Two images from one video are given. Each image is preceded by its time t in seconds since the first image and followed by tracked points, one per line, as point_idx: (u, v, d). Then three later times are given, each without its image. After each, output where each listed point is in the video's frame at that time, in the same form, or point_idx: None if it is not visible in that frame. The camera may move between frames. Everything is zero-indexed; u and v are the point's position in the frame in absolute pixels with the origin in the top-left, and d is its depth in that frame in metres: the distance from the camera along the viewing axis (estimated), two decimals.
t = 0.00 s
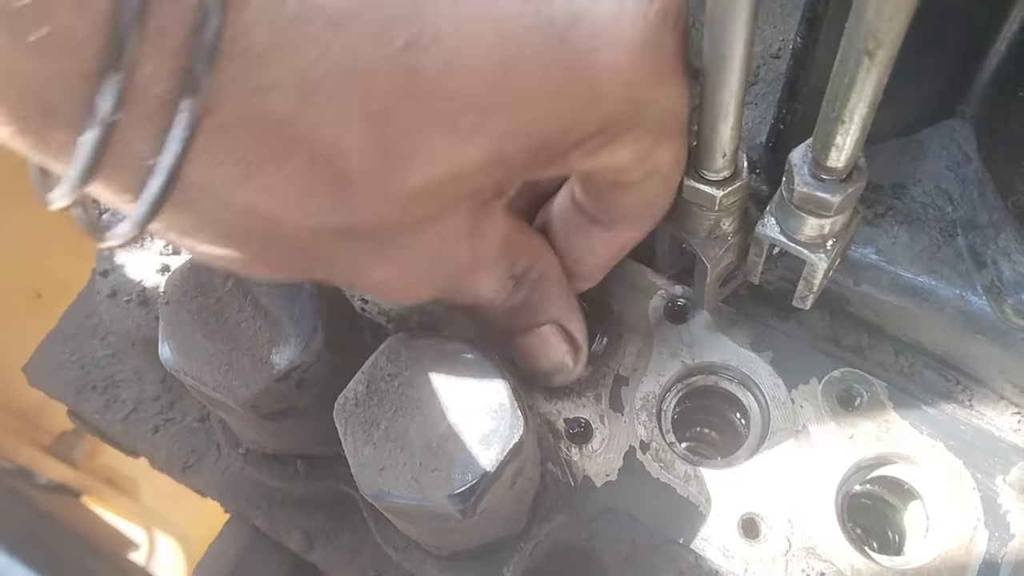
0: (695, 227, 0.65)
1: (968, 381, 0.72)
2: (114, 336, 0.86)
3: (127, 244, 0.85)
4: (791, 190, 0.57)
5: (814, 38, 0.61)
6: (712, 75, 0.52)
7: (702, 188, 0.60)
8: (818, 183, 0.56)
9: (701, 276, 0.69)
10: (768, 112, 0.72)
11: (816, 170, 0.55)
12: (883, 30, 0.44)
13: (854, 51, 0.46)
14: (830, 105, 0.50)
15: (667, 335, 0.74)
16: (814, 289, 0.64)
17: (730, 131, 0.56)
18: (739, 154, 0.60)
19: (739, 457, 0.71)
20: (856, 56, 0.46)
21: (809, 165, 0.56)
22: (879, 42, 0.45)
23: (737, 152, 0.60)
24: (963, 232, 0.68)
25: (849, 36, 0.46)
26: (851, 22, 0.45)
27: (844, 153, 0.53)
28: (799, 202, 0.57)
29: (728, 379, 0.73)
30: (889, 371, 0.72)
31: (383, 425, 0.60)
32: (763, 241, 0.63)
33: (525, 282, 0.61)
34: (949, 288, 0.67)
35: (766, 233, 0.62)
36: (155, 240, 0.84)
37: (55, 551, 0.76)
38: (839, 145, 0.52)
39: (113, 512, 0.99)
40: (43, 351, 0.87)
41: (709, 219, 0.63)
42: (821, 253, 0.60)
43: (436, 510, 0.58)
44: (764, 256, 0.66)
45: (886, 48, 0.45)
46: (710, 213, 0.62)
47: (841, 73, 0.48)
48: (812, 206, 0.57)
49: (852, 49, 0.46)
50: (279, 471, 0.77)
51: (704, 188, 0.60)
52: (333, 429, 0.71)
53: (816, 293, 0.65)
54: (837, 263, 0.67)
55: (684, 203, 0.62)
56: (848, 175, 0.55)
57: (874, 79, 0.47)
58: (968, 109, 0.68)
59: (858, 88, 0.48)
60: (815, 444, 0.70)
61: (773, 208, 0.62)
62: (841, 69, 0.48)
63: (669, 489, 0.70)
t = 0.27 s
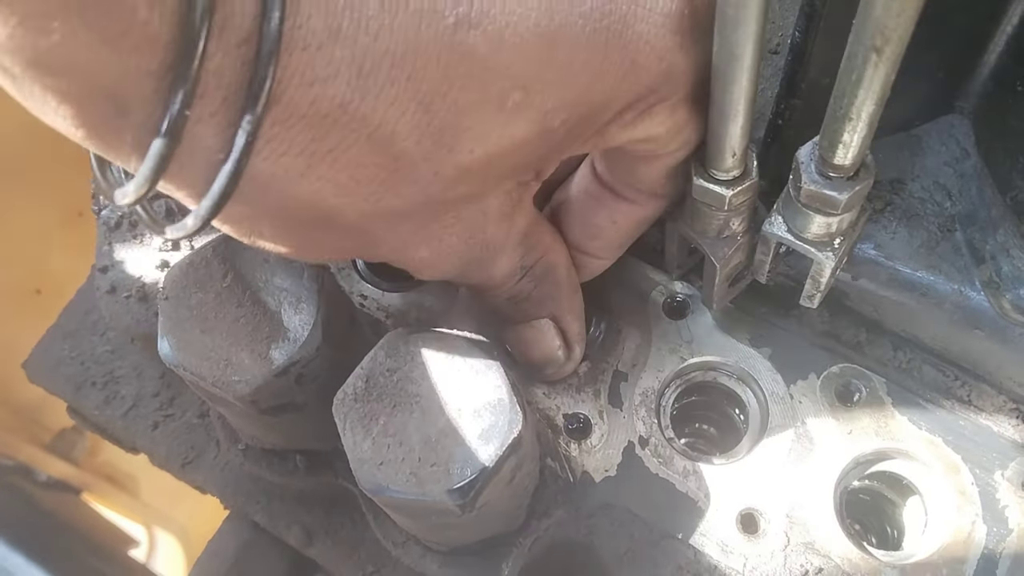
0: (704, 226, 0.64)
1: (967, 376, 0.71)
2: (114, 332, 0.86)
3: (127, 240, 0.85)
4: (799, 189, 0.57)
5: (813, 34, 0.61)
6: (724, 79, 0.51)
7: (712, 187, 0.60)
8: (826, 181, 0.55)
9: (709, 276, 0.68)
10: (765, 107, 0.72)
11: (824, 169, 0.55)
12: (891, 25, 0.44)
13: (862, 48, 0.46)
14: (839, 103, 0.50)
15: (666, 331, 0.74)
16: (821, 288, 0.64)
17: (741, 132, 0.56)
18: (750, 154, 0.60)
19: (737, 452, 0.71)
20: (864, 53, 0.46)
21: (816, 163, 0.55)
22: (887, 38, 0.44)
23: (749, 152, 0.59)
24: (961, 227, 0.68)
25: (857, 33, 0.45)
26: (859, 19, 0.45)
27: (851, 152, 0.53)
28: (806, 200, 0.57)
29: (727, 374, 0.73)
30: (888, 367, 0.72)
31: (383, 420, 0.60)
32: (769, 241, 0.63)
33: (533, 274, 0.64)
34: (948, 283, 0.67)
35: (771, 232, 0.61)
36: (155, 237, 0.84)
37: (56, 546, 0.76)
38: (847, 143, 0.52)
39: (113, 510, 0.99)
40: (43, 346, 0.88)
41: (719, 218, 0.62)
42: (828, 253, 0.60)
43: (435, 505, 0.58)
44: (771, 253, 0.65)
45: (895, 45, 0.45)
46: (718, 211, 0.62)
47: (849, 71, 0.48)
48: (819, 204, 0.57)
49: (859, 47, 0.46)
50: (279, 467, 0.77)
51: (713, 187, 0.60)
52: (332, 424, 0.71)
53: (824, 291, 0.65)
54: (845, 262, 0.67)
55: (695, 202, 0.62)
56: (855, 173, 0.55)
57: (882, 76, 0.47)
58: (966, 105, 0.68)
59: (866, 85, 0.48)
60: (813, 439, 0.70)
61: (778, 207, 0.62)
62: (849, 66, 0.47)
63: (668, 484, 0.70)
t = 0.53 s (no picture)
0: (703, 264, 0.64)
1: (968, 374, 0.72)
2: (116, 331, 0.86)
3: (128, 239, 0.85)
4: (809, 191, 0.58)
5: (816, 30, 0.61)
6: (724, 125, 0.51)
7: (710, 225, 0.59)
8: (838, 184, 0.56)
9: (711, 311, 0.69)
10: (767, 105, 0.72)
11: (835, 172, 0.55)
12: (903, 30, 0.44)
13: (874, 51, 0.46)
14: (851, 108, 0.50)
15: (668, 330, 0.74)
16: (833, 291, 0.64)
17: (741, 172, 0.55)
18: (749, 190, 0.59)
19: (739, 451, 0.71)
20: (877, 57, 0.46)
21: (827, 165, 0.56)
22: (900, 42, 0.45)
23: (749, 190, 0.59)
24: (963, 226, 0.68)
25: (870, 37, 0.45)
26: (873, 24, 0.45)
27: (864, 155, 0.53)
28: (817, 202, 0.57)
29: (729, 373, 0.73)
30: (889, 365, 0.73)
31: (386, 418, 0.60)
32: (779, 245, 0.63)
33: (548, 246, 0.63)
34: (950, 282, 0.67)
35: (782, 236, 0.62)
36: (157, 235, 0.84)
37: (60, 543, 0.76)
38: (859, 146, 0.52)
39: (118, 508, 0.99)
40: (46, 345, 0.88)
41: (717, 255, 0.62)
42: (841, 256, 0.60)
43: (439, 503, 0.59)
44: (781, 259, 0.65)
45: (908, 49, 0.45)
46: (717, 249, 0.61)
47: (861, 74, 0.48)
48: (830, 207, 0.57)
49: (872, 50, 0.46)
50: (281, 465, 0.77)
51: (711, 225, 0.59)
52: (335, 422, 0.72)
53: (834, 293, 0.64)
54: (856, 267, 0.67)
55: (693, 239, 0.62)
56: (867, 176, 0.55)
57: (894, 78, 0.47)
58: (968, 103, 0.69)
59: (877, 89, 0.48)
60: (816, 438, 0.71)
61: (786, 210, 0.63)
62: (862, 69, 0.47)
63: (670, 483, 0.70)
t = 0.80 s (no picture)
0: (691, 252, 0.64)
1: (962, 374, 0.72)
2: (114, 330, 0.86)
3: (127, 239, 0.85)
4: (803, 191, 0.58)
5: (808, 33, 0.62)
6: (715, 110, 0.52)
7: (700, 215, 0.60)
8: (830, 184, 0.56)
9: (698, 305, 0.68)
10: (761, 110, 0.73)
11: (829, 172, 0.55)
12: (897, 30, 0.44)
13: (866, 52, 0.46)
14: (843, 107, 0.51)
15: (663, 331, 0.75)
16: (825, 289, 0.64)
17: (728, 160, 0.56)
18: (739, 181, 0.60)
19: (735, 450, 0.71)
20: (868, 57, 0.46)
21: (821, 166, 0.56)
22: (891, 42, 0.45)
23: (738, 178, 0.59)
24: (957, 225, 0.67)
25: (862, 37, 0.46)
26: (865, 26, 0.45)
27: (857, 154, 0.53)
28: (811, 202, 0.57)
29: (725, 372, 0.73)
30: (884, 365, 0.73)
31: (382, 417, 0.60)
32: (770, 243, 0.64)
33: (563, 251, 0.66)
34: (945, 281, 0.67)
35: (774, 234, 0.62)
36: (155, 235, 0.84)
37: (59, 541, 0.76)
38: (852, 146, 0.53)
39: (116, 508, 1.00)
40: (44, 344, 0.88)
41: (706, 245, 0.62)
42: (832, 255, 0.61)
43: (434, 501, 0.59)
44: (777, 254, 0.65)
45: (899, 49, 0.46)
46: (706, 238, 0.62)
47: (851, 74, 0.48)
48: (824, 206, 0.57)
49: (864, 50, 0.46)
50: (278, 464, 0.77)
51: (703, 215, 0.60)
52: (332, 421, 0.72)
53: (827, 294, 0.65)
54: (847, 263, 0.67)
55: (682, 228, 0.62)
56: (860, 176, 0.56)
57: (886, 80, 0.48)
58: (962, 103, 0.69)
59: (870, 90, 0.48)
60: (811, 437, 0.71)
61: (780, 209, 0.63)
62: (853, 70, 0.48)
63: (665, 481, 0.71)
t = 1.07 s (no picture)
0: (679, 249, 0.65)
1: (963, 373, 0.72)
2: (117, 329, 0.86)
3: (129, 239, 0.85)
4: (790, 185, 0.58)
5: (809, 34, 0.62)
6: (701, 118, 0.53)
7: (687, 212, 0.60)
8: (817, 177, 0.56)
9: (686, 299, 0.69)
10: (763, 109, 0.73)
11: (815, 165, 0.56)
12: (880, 24, 0.44)
13: (850, 46, 0.46)
14: (829, 102, 0.51)
15: (665, 330, 0.75)
16: (813, 283, 0.64)
17: (713, 160, 0.56)
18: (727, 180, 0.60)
19: (737, 449, 0.71)
20: (852, 52, 0.47)
21: (807, 159, 0.56)
22: (875, 37, 0.45)
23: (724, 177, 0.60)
24: (958, 225, 0.68)
25: (847, 30, 0.46)
26: (849, 18, 0.45)
27: (841, 147, 0.54)
28: (797, 196, 0.58)
29: (726, 371, 0.74)
30: (885, 365, 0.73)
31: (385, 416, 0.60)
32: (758, 236, 0.64)
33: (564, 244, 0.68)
34: (945, 280, 0.67)
35: (763, 228, 0.62)
36: (158, 234, 0.85)
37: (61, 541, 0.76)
38: (836, 139, 0.53)
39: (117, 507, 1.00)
40: (47, 343, 0.88)
41: (695, 243, 0.63)
42: (819, 247, 0.61)
43: (437, 500, 0.59)
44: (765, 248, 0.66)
45: (884, 44, 0.46)
46: (693, 236, 0.62)
47: (836, 70, 0.48)
48: (811, 199, 0.57)
49: (848, 44, 0.47)
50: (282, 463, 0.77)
51: (689, 212, 0.60)
52: (336, 420, 0.72)
53: (816, 287, 0.66)
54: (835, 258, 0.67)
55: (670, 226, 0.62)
56: (846, 169, 0.56)
57: (871, 74, 0.48)
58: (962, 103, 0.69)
59: (855, 84, 0.48)
60: (813, 436, 0.71)
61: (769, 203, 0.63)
62: (838, 65, 0.48)
63: (667, 481, 0.71)
